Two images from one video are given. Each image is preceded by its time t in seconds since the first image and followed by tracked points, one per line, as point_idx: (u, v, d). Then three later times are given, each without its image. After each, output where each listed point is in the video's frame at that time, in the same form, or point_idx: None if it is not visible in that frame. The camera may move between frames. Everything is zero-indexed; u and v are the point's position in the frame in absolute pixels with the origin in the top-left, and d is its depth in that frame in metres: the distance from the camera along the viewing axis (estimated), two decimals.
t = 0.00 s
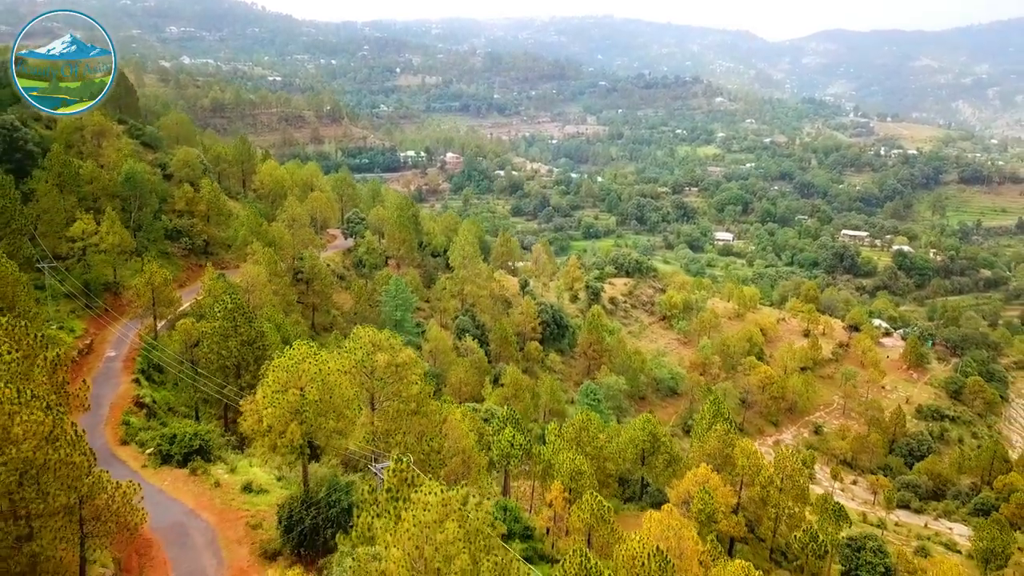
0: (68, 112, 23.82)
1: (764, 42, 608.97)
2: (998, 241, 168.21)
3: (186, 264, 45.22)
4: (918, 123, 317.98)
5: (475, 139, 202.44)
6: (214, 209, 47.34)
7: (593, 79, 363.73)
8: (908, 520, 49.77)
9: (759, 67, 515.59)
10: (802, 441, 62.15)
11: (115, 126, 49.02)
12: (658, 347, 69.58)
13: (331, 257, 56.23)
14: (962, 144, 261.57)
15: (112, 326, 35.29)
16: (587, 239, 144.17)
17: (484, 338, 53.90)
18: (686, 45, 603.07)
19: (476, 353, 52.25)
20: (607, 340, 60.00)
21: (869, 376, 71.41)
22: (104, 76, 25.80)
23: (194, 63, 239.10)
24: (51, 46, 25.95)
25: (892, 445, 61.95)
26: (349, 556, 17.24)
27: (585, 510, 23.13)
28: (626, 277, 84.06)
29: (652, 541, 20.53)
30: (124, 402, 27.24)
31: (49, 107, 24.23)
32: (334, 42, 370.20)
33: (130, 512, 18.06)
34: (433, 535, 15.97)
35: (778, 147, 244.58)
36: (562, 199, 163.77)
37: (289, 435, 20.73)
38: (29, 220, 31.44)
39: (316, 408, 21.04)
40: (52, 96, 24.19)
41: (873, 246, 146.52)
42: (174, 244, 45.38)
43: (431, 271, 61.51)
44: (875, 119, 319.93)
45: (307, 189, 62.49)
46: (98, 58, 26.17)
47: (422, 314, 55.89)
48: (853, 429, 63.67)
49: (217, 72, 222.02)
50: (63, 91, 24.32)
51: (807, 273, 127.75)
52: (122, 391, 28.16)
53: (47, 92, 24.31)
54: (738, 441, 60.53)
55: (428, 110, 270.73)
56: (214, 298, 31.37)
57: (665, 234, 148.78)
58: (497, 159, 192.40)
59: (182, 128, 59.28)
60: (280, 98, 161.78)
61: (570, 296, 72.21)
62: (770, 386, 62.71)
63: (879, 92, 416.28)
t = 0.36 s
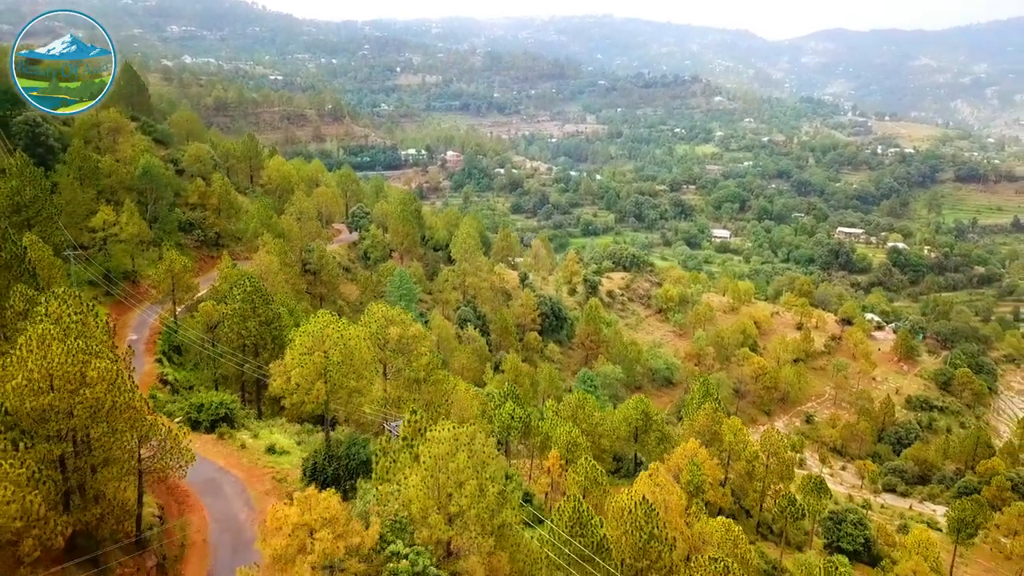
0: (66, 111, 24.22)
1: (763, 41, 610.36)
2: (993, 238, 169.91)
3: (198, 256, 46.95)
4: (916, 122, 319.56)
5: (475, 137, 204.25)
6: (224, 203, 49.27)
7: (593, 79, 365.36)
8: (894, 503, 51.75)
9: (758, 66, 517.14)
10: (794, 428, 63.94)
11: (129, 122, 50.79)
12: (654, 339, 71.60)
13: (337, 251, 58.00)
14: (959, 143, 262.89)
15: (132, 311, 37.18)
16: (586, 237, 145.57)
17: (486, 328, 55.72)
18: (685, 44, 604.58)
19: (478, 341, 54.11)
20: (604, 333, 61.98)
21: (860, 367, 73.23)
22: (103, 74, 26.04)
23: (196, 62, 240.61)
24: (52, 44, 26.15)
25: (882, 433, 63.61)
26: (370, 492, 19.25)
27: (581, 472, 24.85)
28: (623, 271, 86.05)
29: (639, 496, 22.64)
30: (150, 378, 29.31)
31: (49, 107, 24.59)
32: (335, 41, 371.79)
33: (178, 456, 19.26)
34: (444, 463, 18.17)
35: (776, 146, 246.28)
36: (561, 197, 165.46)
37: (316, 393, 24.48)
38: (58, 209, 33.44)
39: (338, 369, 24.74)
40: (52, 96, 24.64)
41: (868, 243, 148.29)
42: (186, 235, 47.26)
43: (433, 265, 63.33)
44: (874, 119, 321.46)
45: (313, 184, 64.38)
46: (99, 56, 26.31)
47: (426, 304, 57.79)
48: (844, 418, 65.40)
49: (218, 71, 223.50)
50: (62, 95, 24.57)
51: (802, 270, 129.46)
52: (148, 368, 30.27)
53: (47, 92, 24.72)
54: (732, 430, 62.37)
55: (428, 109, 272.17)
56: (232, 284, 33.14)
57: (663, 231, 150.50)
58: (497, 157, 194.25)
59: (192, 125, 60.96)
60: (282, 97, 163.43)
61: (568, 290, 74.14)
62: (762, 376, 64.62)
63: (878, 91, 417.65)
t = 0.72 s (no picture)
0: (65, 114, 23.42)
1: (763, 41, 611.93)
2: (989, 236, 171.51)
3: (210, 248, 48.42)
4: (915, 122, 321.08)
5: (475, 137, 206.19)
6: (234, 198, 50.89)
7: (592, 79, 367.02)
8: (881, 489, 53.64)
9: (757, 66, 518.87)
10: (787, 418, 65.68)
11: (142, 118, 52.57)
12: (650, 332, 73.49)
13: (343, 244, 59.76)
14: (957, 142, 264.35)
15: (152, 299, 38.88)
16: (585, 235, 146.98)
17: (487, 319, 57.50)
18: (685, 44, 606.37)
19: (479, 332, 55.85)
20: (602, 326, 63.81)
21: (851, 359, 75.06)
22: (107, 73, 25.07)
23: (198, 62, 242.50)
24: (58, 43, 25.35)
25: (872, 423, 65.24)
26: (390, 438, 20.84)
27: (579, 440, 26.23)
28: (621, 266, 87.92)
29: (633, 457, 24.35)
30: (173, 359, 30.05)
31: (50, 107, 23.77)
32: (336, 41, 373.61)
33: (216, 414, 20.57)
34: (453, 411, 19.80)
35: (774, 145, 248.03)
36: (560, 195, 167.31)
37: (337, 359, 26.39)
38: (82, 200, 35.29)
39: (356, 339, 26.72)
40: (52, 96, 23.76)
41: (863, 240, 150.05)
42: (198, 228, 48.83)
43: (435, 259, 65.12)
44: (872, 118, 323.03)
45: (319, 181, 66.20)
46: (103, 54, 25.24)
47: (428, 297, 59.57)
48: (835, 408, 67.13)
49: (221, 70, 225.30)
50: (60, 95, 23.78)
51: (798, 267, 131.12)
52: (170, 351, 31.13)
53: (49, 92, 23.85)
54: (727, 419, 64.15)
55: (429, 109, 273.86)
56: (248, 270, 34.61)
57: (661, 228, 152.20)
58: (497, 156, 196.14)
59: (201, 123, 62.68)
60: (285, 96, 164.94)
61: (567, 284, 76.02)
62: (756, 367, 66.40)
63: (878, 91, 419.28)
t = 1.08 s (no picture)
0: (65, 114, 22.46)
1: (763, 41, 613.50)
2: (985, 235, 172.87)
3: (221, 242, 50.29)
4: (913, 121, 322.68)
5: (476, 136, 207.80)
6: (244, 193, 52.67)
7: (592, 78, 368.87)
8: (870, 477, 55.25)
9: (757, 66, 520.61)
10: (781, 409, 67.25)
11: (153, 116, 54.13)
12: (646, 326, 75.41)
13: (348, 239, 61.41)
14: (955, 142, 265.72)
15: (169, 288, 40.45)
16: (585, 232, 148.43)
17: (487, 312, 59.24)
18: (685, 44, 608.39)
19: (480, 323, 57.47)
20: (600, 320, 65.56)
21: (844, 352, 76.74)
22: (106, 73, 24.11)
23: (200, 62, 243.83)
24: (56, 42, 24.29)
25: (863, 415, 66.65)
26: (404, 398, 22.88)
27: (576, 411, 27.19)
28: (619, 262, 89.77)
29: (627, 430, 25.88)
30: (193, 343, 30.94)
31: (48, 108, 22.80)
32: (337, 41, 375.40)
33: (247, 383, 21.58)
34: (460, 373, 21.66)
35: (773, 144, 249.75)
36: (560, 194, 168.89)
37: (352, 334, 28.14)
38: (102, 192, 37.10)
39: (371, 315, 28.52)
40: (52, 96, 22.76)
41: (859, 238, 151.61)
42: (209, 223, 50.83)
43: (438, 254, 66.78)
44: (871, 118, 324.68)
45: (324, 178, 67.98)
46: (101, 55, 24.28)
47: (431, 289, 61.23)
48: (827, 400, 68.74)
49: (224, 70, 227.15)
50: (61, 94, 22.77)
51: (795, 264, 132.63)
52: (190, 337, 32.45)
53: (47, 92, 22.83)
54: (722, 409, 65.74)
55: (430, 108, 275.63)
56: (261, 261, 36.39)
57: (659, 227, 153.78)
58: (497, 155, 197.96)
59: (209, 121, 64.37)
60: (287, 96, 166.23)
61: (566, 280, 77.89)
62: (750, 360, 68.08)
63: (877, 90, 420.99)
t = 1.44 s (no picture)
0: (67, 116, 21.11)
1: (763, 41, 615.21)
2: (981, 234, 174.50)
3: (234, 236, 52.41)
4: (911, 121, 324.23)
5: (476, 135, 209.63)
6: (253, 188, 54.36)
7: (592, 78, 370.35)
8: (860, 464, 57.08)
9: (756, 66, 522.34)
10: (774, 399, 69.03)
11: (164, 114, 55.90)
12: (643, 319, 77.40)
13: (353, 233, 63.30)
14: (954, 141, 267.30)
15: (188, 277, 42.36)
16: (584, 230, 150.13)
17: (489, 304, 61.06)
18: (685, 44, 610.05)
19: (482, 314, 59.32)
20: (598, 314, 67.42)
21: (837, 346, 78.48)
22: (108, 71, 22.46)
23: (202, 62, 245.47)
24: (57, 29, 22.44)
25: (854, 405, 67.98)
26: (413, 366, 24.64)
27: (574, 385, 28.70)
28: (617, 257, 91.74)
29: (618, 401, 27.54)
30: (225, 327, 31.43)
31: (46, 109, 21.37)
32: (338, 41, 377.33)
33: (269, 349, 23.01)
34: (466, 342, 23.45)
35: (771, 143, 251.58)
36: (560, 192, 170.69)
37: (367, 310, 29.90)
38: (123, 185, 38.87)
39: (383, 294, 30.30)
40: (53, 96, 21.37)
41: (856, 236, 153.39)
42: (222, 217, 52.73)
43: (441, 248, 68.76)
44: (869, 117, 326.23)
45: (329, 174, 69.77)
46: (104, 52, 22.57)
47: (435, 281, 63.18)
48: (819, 391, 70.45)
49: (226, 70, 228.97)
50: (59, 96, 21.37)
51: (792, 261, 134.34)
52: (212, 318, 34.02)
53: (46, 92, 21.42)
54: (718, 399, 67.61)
55: (431, 108, 277.32)
56: (275, 251, 38.27)
57: (658, 225, 155.53)
58: (498, 153, 199.76)
59: (218, 119, 66.10)
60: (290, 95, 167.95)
61: (566, 274, 79.72)
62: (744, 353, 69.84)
63: (876, 90, 422.28)
